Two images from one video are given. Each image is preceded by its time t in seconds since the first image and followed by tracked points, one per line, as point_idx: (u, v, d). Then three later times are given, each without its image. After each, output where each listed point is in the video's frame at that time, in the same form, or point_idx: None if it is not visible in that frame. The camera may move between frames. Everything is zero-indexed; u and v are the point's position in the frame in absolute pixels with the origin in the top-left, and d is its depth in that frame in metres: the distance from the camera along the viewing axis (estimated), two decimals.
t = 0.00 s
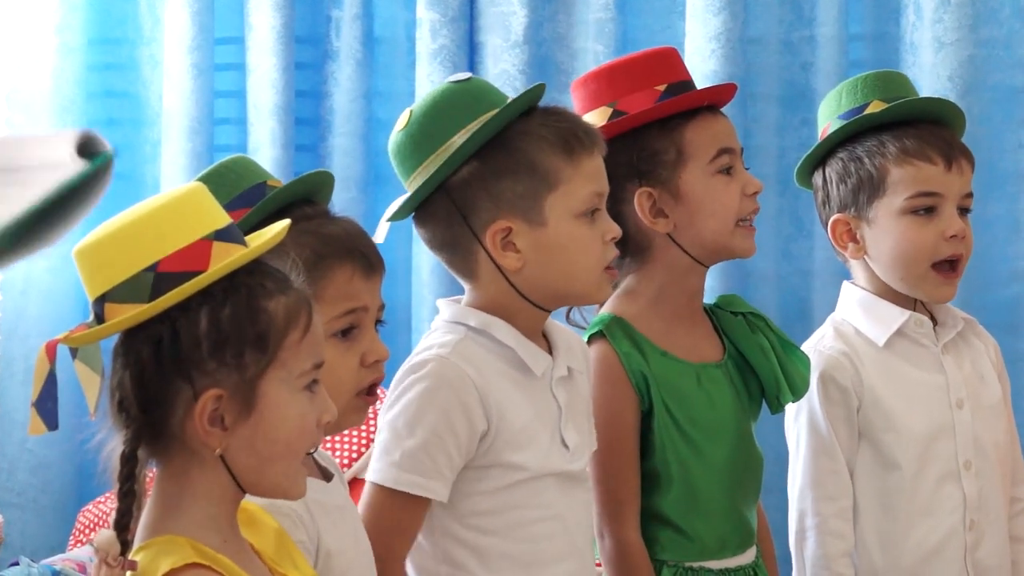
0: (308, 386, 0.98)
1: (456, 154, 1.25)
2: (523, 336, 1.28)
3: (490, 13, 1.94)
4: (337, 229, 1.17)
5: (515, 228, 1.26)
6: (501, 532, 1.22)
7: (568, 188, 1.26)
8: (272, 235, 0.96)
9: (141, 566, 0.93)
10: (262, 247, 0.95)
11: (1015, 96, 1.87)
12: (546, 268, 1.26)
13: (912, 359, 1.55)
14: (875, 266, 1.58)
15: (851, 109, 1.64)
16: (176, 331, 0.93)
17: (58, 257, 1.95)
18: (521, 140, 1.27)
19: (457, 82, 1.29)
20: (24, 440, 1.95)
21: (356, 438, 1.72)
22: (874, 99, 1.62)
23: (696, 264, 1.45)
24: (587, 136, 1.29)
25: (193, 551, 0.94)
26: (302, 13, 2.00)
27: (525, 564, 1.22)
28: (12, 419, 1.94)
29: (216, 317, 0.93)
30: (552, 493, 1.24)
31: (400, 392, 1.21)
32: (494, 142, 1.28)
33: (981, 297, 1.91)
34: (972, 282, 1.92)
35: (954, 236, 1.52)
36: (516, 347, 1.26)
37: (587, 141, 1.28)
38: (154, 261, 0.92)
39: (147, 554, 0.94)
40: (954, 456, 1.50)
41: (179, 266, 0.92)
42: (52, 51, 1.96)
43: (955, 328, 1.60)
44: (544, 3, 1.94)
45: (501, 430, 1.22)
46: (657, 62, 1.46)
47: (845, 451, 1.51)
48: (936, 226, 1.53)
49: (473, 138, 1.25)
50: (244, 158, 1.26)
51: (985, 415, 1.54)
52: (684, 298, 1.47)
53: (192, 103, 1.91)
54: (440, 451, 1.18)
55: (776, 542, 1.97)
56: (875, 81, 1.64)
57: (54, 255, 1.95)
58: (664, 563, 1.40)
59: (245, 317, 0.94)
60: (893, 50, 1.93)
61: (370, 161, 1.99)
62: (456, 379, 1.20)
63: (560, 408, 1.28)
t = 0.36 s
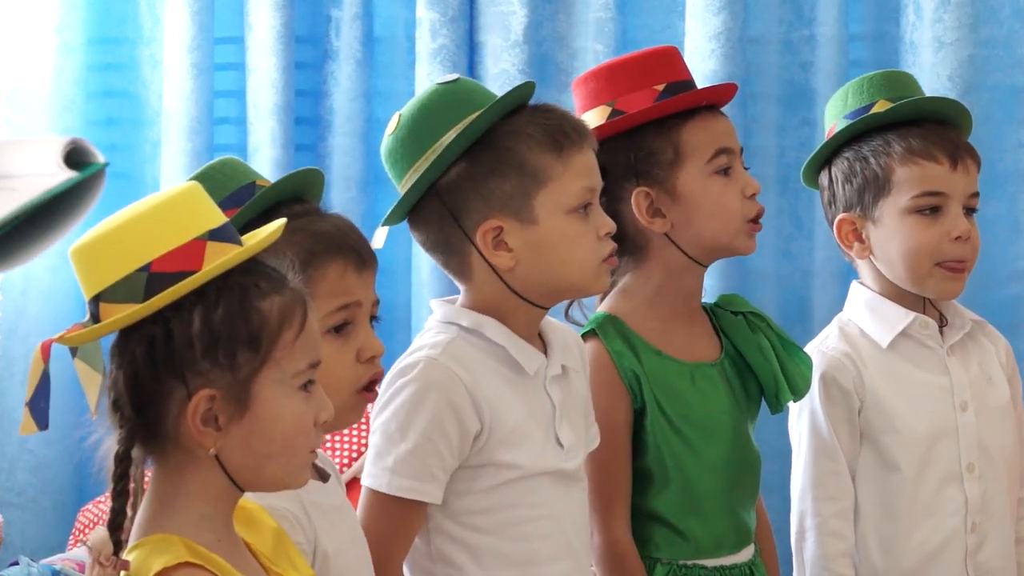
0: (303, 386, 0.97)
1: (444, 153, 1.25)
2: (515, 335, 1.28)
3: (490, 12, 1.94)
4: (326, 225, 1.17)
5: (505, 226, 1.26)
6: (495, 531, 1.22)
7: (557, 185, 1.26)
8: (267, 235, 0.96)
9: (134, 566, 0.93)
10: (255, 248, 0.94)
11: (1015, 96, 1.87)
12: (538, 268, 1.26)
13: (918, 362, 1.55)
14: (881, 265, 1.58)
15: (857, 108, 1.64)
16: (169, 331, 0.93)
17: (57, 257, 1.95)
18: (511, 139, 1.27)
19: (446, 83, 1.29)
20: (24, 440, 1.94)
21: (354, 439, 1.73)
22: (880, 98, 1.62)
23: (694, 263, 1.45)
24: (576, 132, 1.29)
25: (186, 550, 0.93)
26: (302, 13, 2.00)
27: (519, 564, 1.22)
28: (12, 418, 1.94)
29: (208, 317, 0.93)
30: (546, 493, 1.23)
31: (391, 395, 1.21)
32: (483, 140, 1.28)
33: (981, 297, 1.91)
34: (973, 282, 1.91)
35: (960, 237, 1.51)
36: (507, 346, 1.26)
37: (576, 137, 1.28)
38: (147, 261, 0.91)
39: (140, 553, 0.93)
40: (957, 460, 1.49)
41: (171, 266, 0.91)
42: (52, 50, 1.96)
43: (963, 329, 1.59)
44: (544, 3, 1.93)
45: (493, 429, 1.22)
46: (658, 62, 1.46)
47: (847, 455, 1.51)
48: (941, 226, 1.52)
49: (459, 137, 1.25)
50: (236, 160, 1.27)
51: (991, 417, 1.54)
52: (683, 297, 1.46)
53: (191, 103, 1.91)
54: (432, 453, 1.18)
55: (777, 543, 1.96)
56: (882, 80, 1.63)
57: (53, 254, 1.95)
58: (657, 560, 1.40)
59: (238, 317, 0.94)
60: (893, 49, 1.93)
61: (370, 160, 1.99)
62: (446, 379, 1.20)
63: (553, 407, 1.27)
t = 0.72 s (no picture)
0: (302, 386, 0.97)
1: (422, 157, 1.25)
2: (512, 332, 1.28)
3: (490, 12, 1.94)
4: (320, 227, 1.17)
5: (488, 227, 1.26)
6: (492, 528, 1.22)
7: (537, 183, 1.25)
8: (266, 232, 0.96)
9: (130, 562, 0.93)
10: (253, 245, 0.94)
11: (1015, 95, 1.87)
12: (521, 265, 1.25)
13: (917, 364, 1.55)
14: (884, 266, 1.58)
15: (861, 109, 1.63)
16: (166, 328, 0.93)
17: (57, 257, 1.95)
18: (490, 140, 1.27)
19: (438, 86, 1.29)
20: (24, 440, 1.94)
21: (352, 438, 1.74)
22: (883, 99, 1.62)
23: (694, 264, 1.45)
24: (558, 130, 1.27)
25: (181, 547, 0.93)
26: (302, 12, 1.99)
27: (516, 562, 1.22)
28: (12, 418, 1.94)
29: (206, 314, 0.93)
30: (543, 492, 1.23)
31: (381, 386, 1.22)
32: (463, 142, 1.27)
33: (980, 296, 1.91)
34: (973, 281, 1.91)
35: (963, 237, 1.52)
36: (503, 343, 1.26)
37: (558, 134, 1.27)
38: (145, 259, 0.92)
39: (138, 548, 0.93)
40: (955, 462, 1.50)
41: (170, 264, 0.92)
42: (52, 50, 1.96)
43: (965, 331, 1.59)
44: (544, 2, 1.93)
45: (484, 427, 1.22)
46: (664, 62, 1.46)
47: (846, 457, 1.51)
48: (944, 227, 1.52)
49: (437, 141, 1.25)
50: (232, 161, 1.27)
51: (992, 421, 1.54)
52: (683, 297, 1.46)
53: (191, 102, 1.91)
54: (417, 448, 1.19)
55: (777, 542, 1.96)
56: (886, 80, 1.63)
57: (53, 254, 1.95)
58: (652, 559, 1.40)
59: (235, 315, 0.94)
60: (893, 49, 1.93)
61: (371, 160, 1.99)
62: (437, 376, 1.21)
63: (551, 406, 1.27)
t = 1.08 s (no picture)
0: (301, 384, 0.97)
1: (402, 156, 1.27)
2: (522, 329, 1.28)
3: (490, 11, 1.93)
4: (318, 229, 1.17)
5: (460, 230, 1.26)
6: (490, 524, 1.22)
7: (503, 189, 1.24)
8: (269, 230, 0.95)
9: (127, 557, 0.93)
10: (254, 243, 0.93)
11: (1015, 95, 1.87)
12: (493, 268, 1.26)
13: (914, 361, 1.55)
14: (877, 265, 1.58)
15: (859, 106, 1.64)
16: (162, 323, 0.93)
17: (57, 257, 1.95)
18: (466, 142, 1.27)
19: (441, 83, 1.31)
20: (24, 440, 1.95)
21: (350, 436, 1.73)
22: (881, 97, 1.62)
23: (696, 264, 1.45)
24: (528, 134, 1.26)
25: (176, 541, 0.93)
26: (301, 12, 1.99)
27: (512, 558, 1.22)
28: (12, 418, 1.95)
29: (202, 310, 0.93)
30: (541, 489, 1.23)
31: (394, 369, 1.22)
32: (445, 141, 1.28)
33: (980, 296, 1.91)
34: (972, 281, 1.91)
35: (956, 237, 1.51)
36: (513, 339, 1.26)
37: (526, 140, 1.25)
38: (144, 254, 0.92)
39: (135, 542, 0.94)
40: (952, 458, 1.50)
41: (168, 260, 0.92)
42: (52, 49, 1.96)
43: (960, 327, 1.59)
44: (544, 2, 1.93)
45: (491, 419, 1.22)
46: (665, 61, 1.45)
47: (842, 452, 1.51)
48: (936, 227, 1.52)
49: (413, 140, 1.26)
50: (232, 161, 1.27)
51: (987, 416, 1.54)
52: (683, 296, 1.46)
53: (191, 102, 1.91)
54: (422, 433, 1.18)
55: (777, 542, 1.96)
56: (884, 78, 1.63)
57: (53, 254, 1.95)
58: (654, 559, 1.40)
59: (232, 311, 0.94)
60: (894, 48, 1.93)
61: (370, 160, 1.99)
62: (452, 365, 1.21)
63: (553, 404, 1.27)
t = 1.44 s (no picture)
0: (303, 382, 0.97)
1: (398, 153, 1.28)
2: (520, 328, 1.28)
3: (490, 11, 1.93)
4: (330, 226, 1.18)
5: (453, 228, 1.26)
6: (495, 524, 1.22)
7: (492, 189, 1.23)
8: (272, 228, 0.95)
9: (122, 548, 0.93)
10: (256, 242, 0.93)
11: (1016, 94, 1.87)
12: (485, 271, 1.25)
13: (906, 361, 1.55)
14: (869, 266, 1.58)
15: (849, 108, 1.63)
16: (164, 321, 0.92)
17: (57, 256, 1.95)
18: (461, 140, 1.27)
19: (446, 79, 1.31)
20: (24, 439, 1.95)
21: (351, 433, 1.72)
22: (872, 98, 1.62)
23: (701, 263, 1.45)
24: (520, 134, 1.26)
25: (171, 534, 0.93)
26: (300, 14, 1.98)
27: (520, 555, 1.22)
28: (13, 417, 1.95)
29: (203, 310, 0.93)
30: (543, 487, 1.23)
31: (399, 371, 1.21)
32: (441, 139, 1.28)
33: (980, 295, 1.91)
34: (973, 280, 1.91)
35: (948, 240, 1.51)
36: (513, 338, 1.26)
37: (519, 139, 1.25)
38: (147, 253, 0.92)
39: (133, 533, 0.94)
40: (951, 457, 1.50)
41: (170, 259, 0.91)
42: (52, 48, 1.96)
43: (953, 327, 1.60)
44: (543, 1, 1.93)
45: (494, 418, 1.22)
46: (661, 61, 1.45)
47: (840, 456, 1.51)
48: (929, 228, 1.52)
49: (408, 138, 1.27)
50: (240, 159, 1.27)
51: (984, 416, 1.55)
52: (683, 295, 1.46)
53: (191, 101, 1.91)
54: (429, 432, 1.17)
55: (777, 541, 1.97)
56: (874, 80, 1.63)
57: (53, 253, 1.94)
58: (659, 557, 1.40)
59: (233, 311, 0.93)
60: (893, 48, 1.93)
61: (370, 159, 1.99)
62: (454, 363, 1.20)
63: (554, 402, 1.28)
